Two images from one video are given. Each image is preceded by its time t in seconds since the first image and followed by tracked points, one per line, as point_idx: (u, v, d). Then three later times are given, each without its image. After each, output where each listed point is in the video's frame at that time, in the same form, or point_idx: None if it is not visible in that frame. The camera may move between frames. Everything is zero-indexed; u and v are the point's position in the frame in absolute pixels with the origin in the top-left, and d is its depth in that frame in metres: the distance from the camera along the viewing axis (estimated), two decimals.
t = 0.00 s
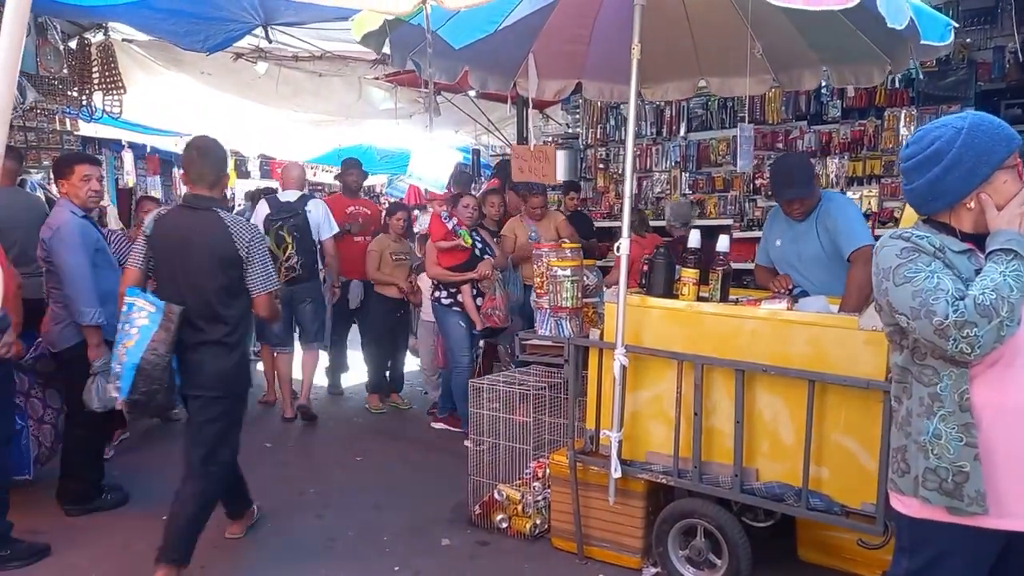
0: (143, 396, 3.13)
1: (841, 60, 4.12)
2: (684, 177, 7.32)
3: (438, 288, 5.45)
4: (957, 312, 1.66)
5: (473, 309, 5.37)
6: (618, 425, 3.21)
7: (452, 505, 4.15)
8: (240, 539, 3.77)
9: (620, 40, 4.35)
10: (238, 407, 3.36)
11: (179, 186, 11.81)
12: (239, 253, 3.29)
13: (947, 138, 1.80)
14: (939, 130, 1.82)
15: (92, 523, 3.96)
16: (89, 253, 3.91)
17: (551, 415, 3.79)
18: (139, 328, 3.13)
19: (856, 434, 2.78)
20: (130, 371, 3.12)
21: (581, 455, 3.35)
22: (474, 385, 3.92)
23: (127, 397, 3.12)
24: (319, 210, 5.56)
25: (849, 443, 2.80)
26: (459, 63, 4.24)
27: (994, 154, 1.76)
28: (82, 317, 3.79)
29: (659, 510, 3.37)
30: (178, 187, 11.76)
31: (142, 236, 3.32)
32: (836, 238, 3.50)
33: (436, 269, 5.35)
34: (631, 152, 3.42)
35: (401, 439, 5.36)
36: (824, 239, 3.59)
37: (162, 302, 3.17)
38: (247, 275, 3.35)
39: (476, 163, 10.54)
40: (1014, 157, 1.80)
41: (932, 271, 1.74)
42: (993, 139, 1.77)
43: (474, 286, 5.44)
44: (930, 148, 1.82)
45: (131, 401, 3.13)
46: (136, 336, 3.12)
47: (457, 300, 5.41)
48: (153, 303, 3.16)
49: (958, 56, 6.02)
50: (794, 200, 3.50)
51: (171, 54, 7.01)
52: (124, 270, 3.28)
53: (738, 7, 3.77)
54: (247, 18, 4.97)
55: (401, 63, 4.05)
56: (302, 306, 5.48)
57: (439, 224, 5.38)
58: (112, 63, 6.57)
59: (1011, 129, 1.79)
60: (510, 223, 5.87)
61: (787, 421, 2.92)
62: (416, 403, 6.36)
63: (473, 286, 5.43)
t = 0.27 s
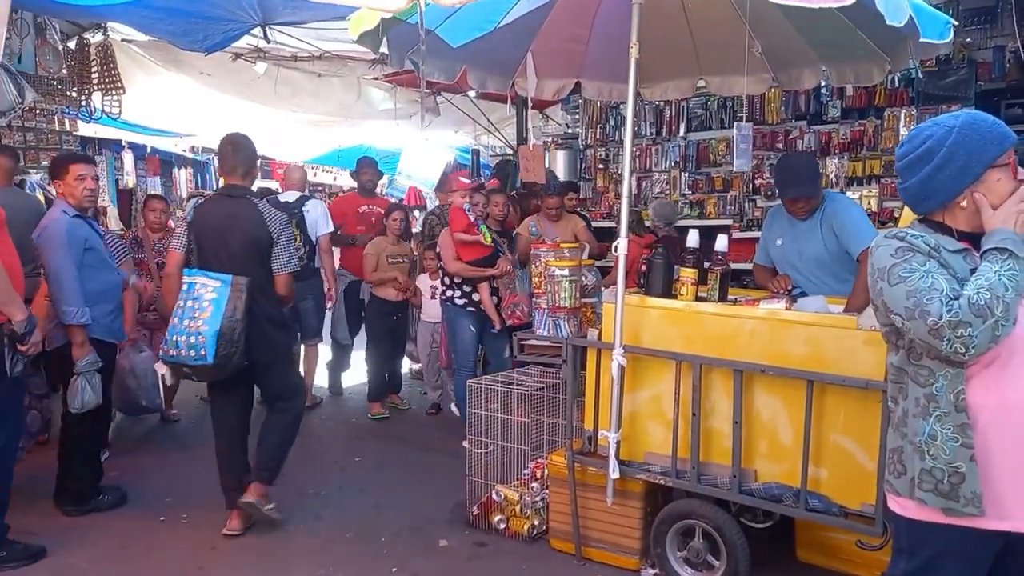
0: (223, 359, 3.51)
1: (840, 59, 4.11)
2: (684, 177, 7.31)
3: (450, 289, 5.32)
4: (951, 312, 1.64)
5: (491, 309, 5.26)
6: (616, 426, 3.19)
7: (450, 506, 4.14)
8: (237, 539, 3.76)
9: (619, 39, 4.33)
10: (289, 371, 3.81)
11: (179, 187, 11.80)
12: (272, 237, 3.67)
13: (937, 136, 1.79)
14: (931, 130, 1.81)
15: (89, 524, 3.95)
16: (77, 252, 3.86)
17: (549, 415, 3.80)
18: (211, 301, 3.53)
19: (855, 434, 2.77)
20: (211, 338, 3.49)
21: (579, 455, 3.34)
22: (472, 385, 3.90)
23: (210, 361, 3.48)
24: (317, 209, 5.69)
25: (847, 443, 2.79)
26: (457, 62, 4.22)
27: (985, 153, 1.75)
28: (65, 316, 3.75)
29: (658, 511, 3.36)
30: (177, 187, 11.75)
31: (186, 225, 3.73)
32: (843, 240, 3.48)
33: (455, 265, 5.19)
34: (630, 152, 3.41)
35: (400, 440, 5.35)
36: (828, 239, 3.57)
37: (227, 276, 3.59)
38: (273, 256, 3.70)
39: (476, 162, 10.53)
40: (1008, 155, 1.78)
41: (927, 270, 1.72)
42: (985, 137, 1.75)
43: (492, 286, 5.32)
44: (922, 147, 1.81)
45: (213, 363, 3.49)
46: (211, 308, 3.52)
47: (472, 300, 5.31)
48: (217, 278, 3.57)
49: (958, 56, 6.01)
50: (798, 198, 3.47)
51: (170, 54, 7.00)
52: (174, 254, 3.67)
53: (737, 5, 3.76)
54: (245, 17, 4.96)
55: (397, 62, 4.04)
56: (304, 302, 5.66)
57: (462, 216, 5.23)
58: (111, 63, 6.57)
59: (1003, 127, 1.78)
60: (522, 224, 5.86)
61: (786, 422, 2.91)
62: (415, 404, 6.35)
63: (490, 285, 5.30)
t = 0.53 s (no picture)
0: (240, 358, 3.72)
1: (837, 62, 4.09)
2: (684, 179, 7.28)
3: (464, 294, 5.28)
4: (941, 322, 1.62)
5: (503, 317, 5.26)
6: (612, 431, 3.17)
7: (447, 510, 4.13)
8: (233, 545, 3.75)
9: (617, 41, 4.31)
10: (303, 368, 4.25)
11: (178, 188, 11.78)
12: (302, 252, 4.12)
13: (924, 143, 1.78)
14: (918, 138, 1.80)
15: (84, 529, 3.94)
16: (64, 256, 3.85)
17: (545, 419, 3.82)
18: (233, 304, 3.78)
19: (851, 441, 2.75)
20: (230, 337, 3.71)
21: (576, 461, 3.32)
22: (469, 390, 3.87)
23: (227, 359, 3.68)
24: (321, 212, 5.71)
25: (844, 450, 2.77)
26: (453, 65, 4.21)
27: (972, 161, 1.72)
28: (53, 320, 3.73)
29: (654, 516, 3.35)
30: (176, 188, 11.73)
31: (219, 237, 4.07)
32: (847, 248, 3.48)
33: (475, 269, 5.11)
34: (626, 156, 3.39)
35: (397, 443, 5.34)
36: (830, 245, 3.57)
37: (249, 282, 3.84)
38: (302, 272, 4.17)
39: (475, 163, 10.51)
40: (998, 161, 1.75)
41: (917, 279, 1.70)
42: (973, 145, 1.72)
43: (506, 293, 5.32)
44: (909, 155, 1.80)
45: (230, 361, 3.69)
46: (232, 309, 3.76)
47: (485, 307, 5.31)
48: (241, 284, 3.82)
49: (958, 58, 5.99)
50: (808, 201, 3.46)
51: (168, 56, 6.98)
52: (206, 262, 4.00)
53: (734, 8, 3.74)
54: (242, 19, 4.94)
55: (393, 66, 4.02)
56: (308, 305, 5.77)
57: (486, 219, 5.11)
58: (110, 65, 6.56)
59: (994, 133, 1.74)
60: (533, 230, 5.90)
61: (783, 428, 2.89)
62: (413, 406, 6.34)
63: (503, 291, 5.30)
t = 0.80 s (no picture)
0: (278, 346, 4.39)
1: (833, 64, 4.04)
2: (681, 180, 7.24)
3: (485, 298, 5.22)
4: (928, 336, 1.58)
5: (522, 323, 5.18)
6: (604, 439, 3.13)
7: (438, 517, 4.08)
8: (220, 553, 3.70)
9: (612, 42, 4.26)
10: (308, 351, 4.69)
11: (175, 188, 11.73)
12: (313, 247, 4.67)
13: (911, 152, 1.74)
14: (906, 146, 1.76)
15: (71, 536, 3.90)
16: (54, 266, 3.80)
17: (539, 425, 3.76)
18: (268, 298, 4.38)
19: (844, 450, 2.70)
20: (270, 329, 4.34)
21: (567, 469, 3.28)
22: (461, 396, 3.83)
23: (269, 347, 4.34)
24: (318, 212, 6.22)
25: (837, 459, 2.72)
26: (444, 67, 4.15)
27: (959, 170, 1.67)
28: (37, 330, 3.69)
29: (647, 525, 3.30)
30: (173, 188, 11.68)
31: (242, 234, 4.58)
32: (846, 257, 3.43)
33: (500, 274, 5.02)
34: (619, 159, 3.33)
35: (390, 447, 5.29)
36: (830, 253, 3.51)
37: (279, 278, 4.45)
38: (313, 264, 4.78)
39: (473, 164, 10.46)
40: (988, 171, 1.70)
41: (905, 292, 1.66)
42: (961, 154, 1.67)
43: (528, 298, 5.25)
44: (896, 164, 1.76)
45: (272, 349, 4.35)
46: (268, 304, 4.36)
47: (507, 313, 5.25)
48: (272, 280, 4.41)
49: (957, 59, 5.95)
50: (810, 206, 3.41)
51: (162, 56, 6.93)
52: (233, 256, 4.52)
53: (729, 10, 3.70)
54: (234, 20, 4.89)
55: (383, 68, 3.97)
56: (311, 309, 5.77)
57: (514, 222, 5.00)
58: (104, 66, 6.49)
59: (984, 143, 1.69)
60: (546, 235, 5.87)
61: (776, 437, 2.85)
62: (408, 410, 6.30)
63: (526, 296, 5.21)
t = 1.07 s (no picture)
0: (264, 353, 4.31)
1: (828, 68, 3.98)
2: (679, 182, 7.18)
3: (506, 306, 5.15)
4: (915, 355, 1.52)
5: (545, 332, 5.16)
6: (593, 451, 3.06)
7: (428, 527, 4.02)
8: (205, 564, 3.65)
9: (605, 44, 4.20)
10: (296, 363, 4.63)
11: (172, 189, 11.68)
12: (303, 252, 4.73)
13: (898, 163, 1.68)
14: (894, 155, 1.70)
15: (55, 546, 3.84)
16: (53, 275, 3.75)
17: (530, 434, 3.70)
18: (259, 305, 4.33)
19: (837, 464, 2.64)
20: (259, 334, 4.28)
21: (556, 480, 3.22)
22: (451, 404, 3.78)
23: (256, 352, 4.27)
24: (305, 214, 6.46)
25: (830, 472, 2.66)
26: (433, 70, 4.10)
27: (944, 182, 1.61)
28: (37, 342, 3.67)
29: (638, 538, 3.24)
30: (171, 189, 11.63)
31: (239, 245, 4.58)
32: (840, 265, 3.37)
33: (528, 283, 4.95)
34: (609, 164, 3.26)
35: (382, 454, 5.24)
36: (824, 262, 3.45)
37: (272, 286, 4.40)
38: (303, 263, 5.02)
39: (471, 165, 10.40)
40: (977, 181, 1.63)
41: (892, 308, 1.60)
42: (947, 166, 1.61)
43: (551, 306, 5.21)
44: (883, 174, 1.71)
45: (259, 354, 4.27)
46: (258, 310, 4.31)
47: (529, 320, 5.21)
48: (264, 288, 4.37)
49: (957, 60, 5.88)
50: (803, 214, 3.35)
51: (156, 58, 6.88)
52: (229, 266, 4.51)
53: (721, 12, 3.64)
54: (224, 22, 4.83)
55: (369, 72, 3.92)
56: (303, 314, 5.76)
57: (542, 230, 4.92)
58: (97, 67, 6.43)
59: (972, 153, 1.62)
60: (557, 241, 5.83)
61: (768, 449, 2.79)
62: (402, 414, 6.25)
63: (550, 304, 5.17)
